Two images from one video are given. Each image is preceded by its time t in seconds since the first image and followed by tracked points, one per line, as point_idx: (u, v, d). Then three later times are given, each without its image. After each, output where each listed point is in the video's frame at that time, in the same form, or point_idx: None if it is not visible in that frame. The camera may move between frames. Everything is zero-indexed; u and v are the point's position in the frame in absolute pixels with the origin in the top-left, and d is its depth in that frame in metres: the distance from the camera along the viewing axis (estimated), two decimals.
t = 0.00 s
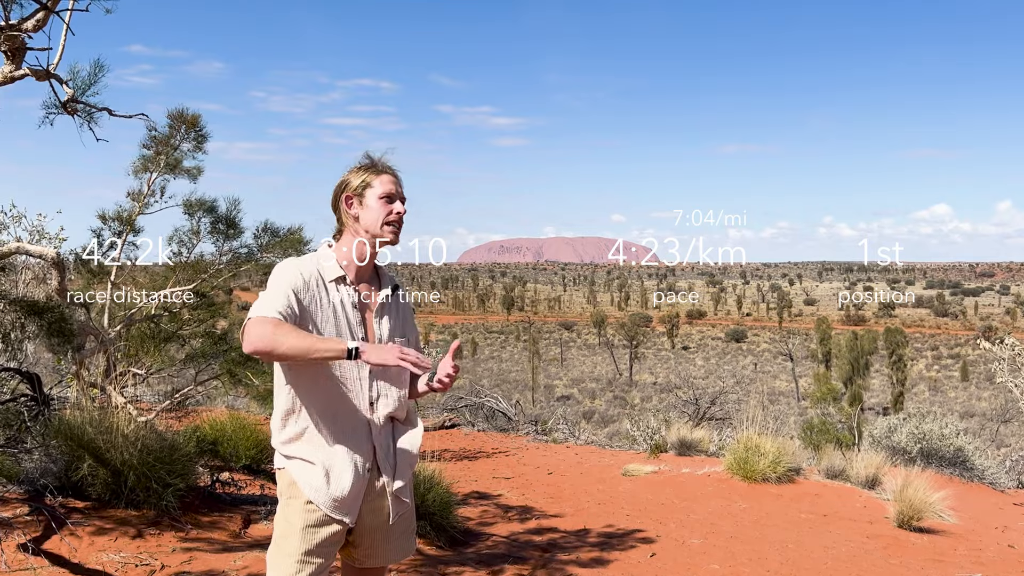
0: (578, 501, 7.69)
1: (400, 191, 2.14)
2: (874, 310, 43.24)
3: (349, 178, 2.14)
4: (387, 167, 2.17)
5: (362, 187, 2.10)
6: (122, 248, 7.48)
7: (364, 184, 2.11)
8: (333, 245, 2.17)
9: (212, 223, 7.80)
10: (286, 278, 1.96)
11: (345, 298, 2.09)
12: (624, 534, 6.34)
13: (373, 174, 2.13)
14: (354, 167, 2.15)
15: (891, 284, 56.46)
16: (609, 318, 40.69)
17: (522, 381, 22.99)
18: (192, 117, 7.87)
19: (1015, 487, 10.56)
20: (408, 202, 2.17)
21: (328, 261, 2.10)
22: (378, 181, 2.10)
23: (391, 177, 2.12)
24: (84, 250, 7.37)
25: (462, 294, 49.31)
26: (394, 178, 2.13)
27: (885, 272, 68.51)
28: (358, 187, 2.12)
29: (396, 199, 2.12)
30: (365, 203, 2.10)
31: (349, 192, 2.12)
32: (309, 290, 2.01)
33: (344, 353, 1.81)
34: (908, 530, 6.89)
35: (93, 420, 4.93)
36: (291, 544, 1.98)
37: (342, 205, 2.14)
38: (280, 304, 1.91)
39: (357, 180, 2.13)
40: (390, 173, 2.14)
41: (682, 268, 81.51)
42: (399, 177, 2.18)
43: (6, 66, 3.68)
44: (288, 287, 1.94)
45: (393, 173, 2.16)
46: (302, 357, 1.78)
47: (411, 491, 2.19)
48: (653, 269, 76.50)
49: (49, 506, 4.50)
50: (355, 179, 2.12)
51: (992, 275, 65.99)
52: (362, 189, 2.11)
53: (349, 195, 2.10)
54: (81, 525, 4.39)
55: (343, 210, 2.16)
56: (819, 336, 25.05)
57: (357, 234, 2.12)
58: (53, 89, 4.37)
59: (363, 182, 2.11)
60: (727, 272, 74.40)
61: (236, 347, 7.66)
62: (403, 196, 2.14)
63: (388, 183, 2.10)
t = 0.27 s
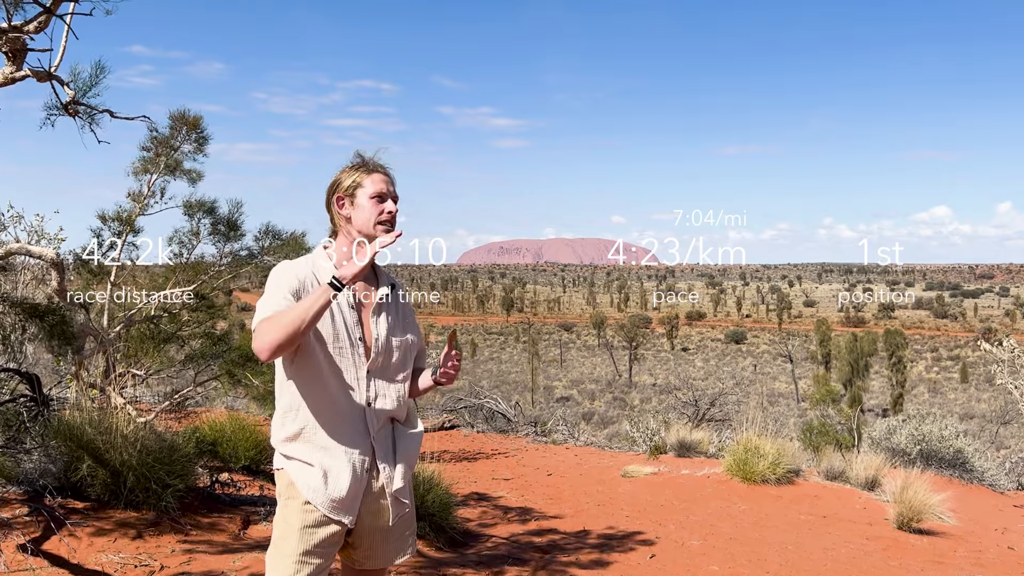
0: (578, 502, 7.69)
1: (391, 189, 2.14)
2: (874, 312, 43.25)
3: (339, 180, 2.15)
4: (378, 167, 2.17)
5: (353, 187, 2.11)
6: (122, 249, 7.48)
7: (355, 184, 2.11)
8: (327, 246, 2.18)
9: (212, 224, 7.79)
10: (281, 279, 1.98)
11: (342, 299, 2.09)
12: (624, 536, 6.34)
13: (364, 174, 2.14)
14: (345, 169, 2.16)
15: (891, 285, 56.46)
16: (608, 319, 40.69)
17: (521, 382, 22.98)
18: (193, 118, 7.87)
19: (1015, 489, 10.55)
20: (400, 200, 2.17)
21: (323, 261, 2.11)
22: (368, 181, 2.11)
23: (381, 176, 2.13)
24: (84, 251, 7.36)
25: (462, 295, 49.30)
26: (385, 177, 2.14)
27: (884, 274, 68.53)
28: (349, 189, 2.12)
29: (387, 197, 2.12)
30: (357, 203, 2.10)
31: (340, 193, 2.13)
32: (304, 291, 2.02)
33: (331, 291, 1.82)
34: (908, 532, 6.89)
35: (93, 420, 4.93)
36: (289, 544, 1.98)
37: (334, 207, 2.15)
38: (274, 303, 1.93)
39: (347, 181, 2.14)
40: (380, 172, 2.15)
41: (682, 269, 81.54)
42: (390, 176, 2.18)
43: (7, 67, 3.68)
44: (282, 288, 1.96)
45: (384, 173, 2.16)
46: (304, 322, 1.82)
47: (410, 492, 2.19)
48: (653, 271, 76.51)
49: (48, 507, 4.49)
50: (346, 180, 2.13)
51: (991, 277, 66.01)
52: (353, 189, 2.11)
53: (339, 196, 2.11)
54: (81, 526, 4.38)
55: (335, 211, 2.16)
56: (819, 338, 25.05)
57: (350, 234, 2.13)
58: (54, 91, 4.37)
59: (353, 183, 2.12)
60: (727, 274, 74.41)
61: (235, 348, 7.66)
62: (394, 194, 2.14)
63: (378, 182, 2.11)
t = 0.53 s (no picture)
0: (577, 503, 7.69)
1: (387, 189, 2.14)
2: (873, 313, 43.28)
3: (337, 180, 2.15)
4: (374, 167, 2.17)
5: (349, 187, 2.11)
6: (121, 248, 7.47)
7: (351, 184, 2.11)
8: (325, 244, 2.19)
9: (211, 224, 7.79)
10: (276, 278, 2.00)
11: (338, 298, 2.11)
12: (623, 536, 6.34)
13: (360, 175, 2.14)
14: (341, 169, 2.16)
15: (890, 286, 56.48)
16: (608, 320, 40.69)
17: (521, 383, 22.97)
18: (192, 118, 7.87)
19: (1014, 489, 10.56)
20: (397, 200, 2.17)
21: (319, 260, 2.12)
22: (365, 181, 2.11)
23: (377, 176, 2.12)
24: (84, 250, 7.36)
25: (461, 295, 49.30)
26: (381, 177, 2.14)
27: (883, 275, 68.58)
28: (347, 189, 2.12)
29: (383, 198, 2.11)
30: (352, 203, 2.10)
31: (337, 194, 2.13)
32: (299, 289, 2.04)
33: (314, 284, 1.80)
34: (907, 533, 6.90)
35: (91, 420, 4.92)
36: (287, 545, 1.98)
37: (330, 207, 2.16)
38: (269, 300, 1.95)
39: (344, 181, 2.14)
40: (377, 172, 2.15)
41: (681, 270, 81.57)
42: (386, 176, 2.17)
43: (7, 66, 3.68)
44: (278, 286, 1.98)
45: (381, 173, 2.16)
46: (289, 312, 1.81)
47: (409, 493, 2.18)
48: (652, 271, 76.52)
49: (46, 507, 4.48)
50: (342, 180, 2.13)
51: (990, 278, 66.07)
52: (349, 189, 2.11)
53: (336, 196, 2.11)
54: (80, 526, 4.38)
55: (331, 211, 2.17)
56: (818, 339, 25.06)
57: (347, 233, 2.13)
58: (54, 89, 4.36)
59: (350, 183, 2.12)
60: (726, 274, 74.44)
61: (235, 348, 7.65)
62: (390, 194, 2.13)
63: (374, 183, 2.10)
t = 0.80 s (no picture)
0: (576, 502, 7.69)
1: (383, 188, 2.13)
2: (872, 313, 43.30)
3: (333, 179, 2.15)
4: (371, 166, 2.16)
5: (345, 186, 2.11)
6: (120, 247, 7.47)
7: (347, 184, 2.11)
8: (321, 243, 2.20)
9: (210, 223, 7.79)
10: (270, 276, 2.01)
11: (334, 295, 2.12)
12: (622, 535, 6.34)
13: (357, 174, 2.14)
14: (337, 168, 2.16)
15: (890, 286, 56.49)
16: (607, 320, 40.69)
17: (520, 383, 22.96)
18: (189, 115, 7.85)
19: (1013, 489, 10.56)
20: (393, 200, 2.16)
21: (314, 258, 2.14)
22: (361, 179, 2.11)
23: (373, 176, 2.12)
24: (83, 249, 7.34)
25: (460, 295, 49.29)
26: (377, 177, 2.13)
27: (882, 275, 68.64)
28: (343, 187, 2.12)
29: (379, 197, 2.11)
30: (348, 203, 2.10)
31: (333, 193, 2.13)
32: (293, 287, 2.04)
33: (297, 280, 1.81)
34: (906, 533, 6.90)
35: (90, 420, 4.91)
36: (284, 544, 1.97)
37: (326, 206, 2.16)
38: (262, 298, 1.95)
39: (340, 180, 2.14)
40: (373, 171, 2.14)
41: (680, 270, 81.58)
42: (383, 175, 2.17)
43: (6, 64, 3.67)
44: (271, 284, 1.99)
45: (378, 172, 2.15)
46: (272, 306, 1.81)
47: (407, 492, 2.18)
48: (651, 272, 76.53)
49: (45, 506, 4.47)
50: (337, 179, 2.13)
51: (989, 279, 66.14)
52: (345, 188, 2.11)
53: (331, 195, 2.11)
54: (78, 525, 4.37)
55: (327, 210, 2.17)
56: (817, 339, 25.07)
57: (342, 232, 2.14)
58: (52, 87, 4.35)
59: (346, 182, 2.12)
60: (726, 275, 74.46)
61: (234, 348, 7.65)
62: (386, 194, 2.13)
63: (370, 182, 2.10)
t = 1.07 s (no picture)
0: (575, 502, 7.69)
1: (381, 188, 2.12)
2: (871, 313, 43.31)
3: (332, 178, 2.15)
4: (370, 165, 2.16)
5: (343, 186, 2.11)
6: (119, 246, 7.45)
7: (345, 183, 2.11)
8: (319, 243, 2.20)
9: (209, 221, 7.78)
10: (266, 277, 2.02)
11: (330, 295, 2.12)
12: (621, 535, 6.34)
13: (355, 173, 2.13)
14: (336, 166, 2.16)
15: (889, 286, 56.48)
16: (606, 319, 40.68)
17: (519, 382, 22.97)
18: (189, 114, 7.84)
19: (1012, 489, 10.56)
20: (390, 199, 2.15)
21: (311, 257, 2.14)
22: (358, 179, 2.10)
23: (371, 175, 2.12)
24: (82, 248, 7.32)
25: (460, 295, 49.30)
26: (376, 176, 2.13)
27: (882, 275, 68.64)
28: (341, 187, 2.12)
29: (376, 196, 2.10)
30: (345, 202, 2.10)
31: (330, 192, 2.13)
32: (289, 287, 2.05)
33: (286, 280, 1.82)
34: (905, 533, 6.89)
35: (89, 419, 4.91)
36: (282, 543, 1.97)
37: (325, 205, 2.16)
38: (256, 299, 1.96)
39: (338, 179, 2.13)
40: (371, 170, 2.14)
41: (680, 269, 81.60)
42: (382, 175, 2.16)
43: (4, 63, 3.67)
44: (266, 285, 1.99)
45: (376, 172, 2.15)
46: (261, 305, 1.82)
47: (405, 491, 2.17)
48: (650, 271, 76.53)
49: (44, 505, 4.47)
50: (335, 178, 2.13)
51: (988, 279, 66.17)
52: (342, 188, 2.11)
53: (329, 195, 2.11)
54: (77, 524, 4.36)
55: (324, 209, 2.17)
56: (816, 339, 25.07)
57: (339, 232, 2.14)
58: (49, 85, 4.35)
59: (343, 181, 2.12)
60: (725, 274, 74.46)
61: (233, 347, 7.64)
62: (384, 193, 2.12)
63: (368, 181, 2.10)
